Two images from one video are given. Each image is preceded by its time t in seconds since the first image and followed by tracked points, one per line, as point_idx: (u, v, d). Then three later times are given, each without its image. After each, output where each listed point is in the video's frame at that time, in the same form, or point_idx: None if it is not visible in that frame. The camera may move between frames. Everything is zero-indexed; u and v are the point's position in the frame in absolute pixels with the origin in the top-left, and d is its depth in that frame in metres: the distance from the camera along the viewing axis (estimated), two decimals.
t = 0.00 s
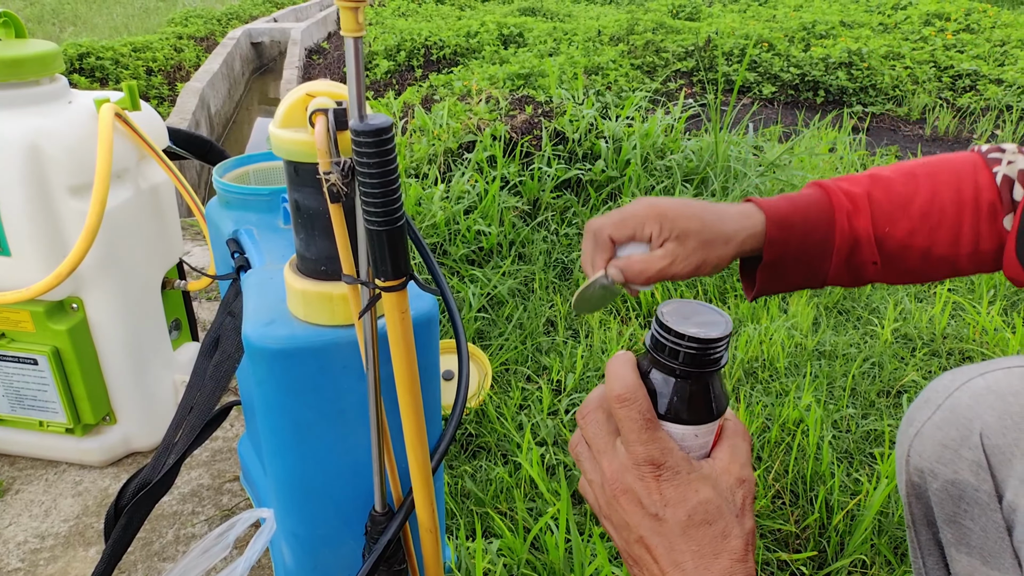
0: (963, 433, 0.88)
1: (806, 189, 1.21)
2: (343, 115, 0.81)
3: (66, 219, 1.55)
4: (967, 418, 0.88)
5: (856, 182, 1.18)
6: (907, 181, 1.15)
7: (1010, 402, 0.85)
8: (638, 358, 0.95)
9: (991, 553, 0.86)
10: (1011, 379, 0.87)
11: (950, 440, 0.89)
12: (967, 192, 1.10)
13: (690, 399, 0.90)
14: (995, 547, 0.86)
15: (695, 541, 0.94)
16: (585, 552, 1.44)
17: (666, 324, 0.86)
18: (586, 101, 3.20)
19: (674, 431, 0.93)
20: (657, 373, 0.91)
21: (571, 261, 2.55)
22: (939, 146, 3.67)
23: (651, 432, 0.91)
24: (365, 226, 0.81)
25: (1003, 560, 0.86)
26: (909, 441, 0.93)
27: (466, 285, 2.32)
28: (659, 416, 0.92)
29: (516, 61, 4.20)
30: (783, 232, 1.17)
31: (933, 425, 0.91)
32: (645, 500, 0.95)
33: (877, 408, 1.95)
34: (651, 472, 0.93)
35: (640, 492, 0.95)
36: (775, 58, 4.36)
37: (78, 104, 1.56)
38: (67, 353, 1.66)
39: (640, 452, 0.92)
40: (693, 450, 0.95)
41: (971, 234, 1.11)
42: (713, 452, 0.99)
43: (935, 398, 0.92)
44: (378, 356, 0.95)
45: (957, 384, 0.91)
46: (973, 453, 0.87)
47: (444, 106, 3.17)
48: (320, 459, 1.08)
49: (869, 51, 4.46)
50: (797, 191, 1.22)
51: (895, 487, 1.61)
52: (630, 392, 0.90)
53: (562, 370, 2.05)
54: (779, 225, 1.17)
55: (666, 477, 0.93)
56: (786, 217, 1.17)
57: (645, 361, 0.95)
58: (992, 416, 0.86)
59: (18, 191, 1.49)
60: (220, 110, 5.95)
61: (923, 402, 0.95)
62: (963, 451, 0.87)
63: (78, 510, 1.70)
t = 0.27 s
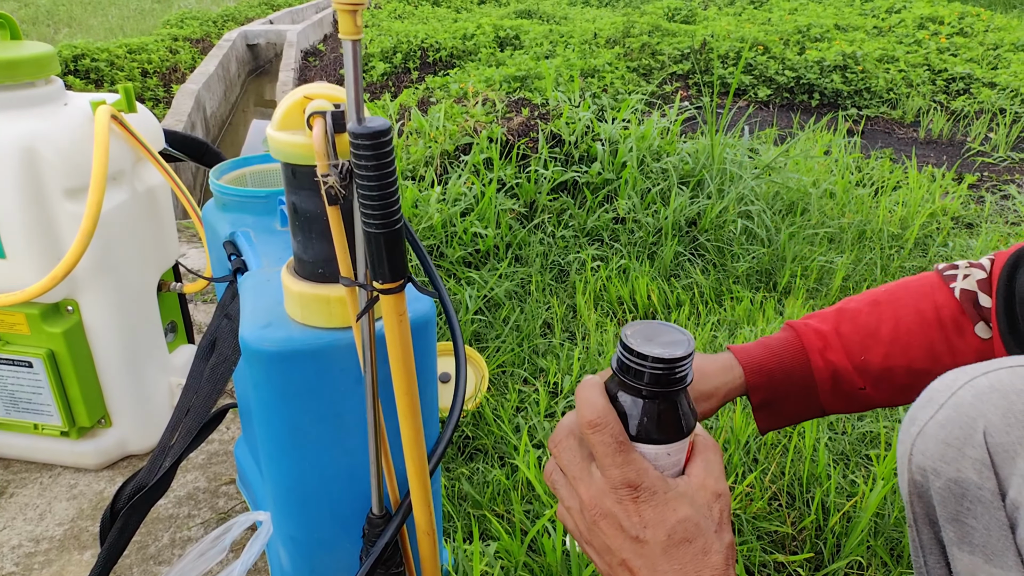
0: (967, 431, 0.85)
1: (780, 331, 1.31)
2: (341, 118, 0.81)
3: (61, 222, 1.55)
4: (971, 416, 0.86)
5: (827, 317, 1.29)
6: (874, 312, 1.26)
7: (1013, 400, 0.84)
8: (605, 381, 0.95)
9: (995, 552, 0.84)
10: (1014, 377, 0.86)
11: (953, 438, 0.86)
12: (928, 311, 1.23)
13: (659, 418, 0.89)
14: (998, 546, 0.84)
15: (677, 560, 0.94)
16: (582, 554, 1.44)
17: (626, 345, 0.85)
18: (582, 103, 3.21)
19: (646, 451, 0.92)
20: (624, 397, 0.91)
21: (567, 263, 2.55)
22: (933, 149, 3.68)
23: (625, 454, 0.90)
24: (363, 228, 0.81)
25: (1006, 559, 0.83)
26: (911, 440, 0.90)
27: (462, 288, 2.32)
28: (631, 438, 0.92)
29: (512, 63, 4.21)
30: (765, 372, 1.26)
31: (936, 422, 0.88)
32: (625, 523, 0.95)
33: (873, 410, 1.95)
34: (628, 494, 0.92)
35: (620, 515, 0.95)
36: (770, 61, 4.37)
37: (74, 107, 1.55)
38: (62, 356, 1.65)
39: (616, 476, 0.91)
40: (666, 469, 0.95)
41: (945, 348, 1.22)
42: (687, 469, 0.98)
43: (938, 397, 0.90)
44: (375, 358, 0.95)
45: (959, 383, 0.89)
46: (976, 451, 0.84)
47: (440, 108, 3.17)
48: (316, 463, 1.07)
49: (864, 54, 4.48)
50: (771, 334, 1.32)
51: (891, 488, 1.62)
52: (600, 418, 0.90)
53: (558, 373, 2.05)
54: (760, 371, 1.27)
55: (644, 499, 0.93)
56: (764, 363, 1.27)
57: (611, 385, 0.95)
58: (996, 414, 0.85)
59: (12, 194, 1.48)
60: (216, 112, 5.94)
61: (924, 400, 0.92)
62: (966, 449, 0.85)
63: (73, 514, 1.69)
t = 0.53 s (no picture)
0: (957, 429, 0.93)
1: (845, 238, 1.32)
2: (341, 119, 0.81)
3: (59, 224, 1.54)
4: (962, 415, 0.93)
5: (888, 234, 1.31)
6: (926, 238, 1.29)
7: (1001, 398, 0.91)
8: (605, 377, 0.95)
9: (986, 549, 0.89)
10: (1003, 377, 0.93)
11: (945, 437, 0.94)
12: (978, 244, 1.25)
13: (658, 413, 0.89)
14: (989, 543, 0.89)
15: (673, 552, 0.94)
16: (582, 556, 1.44)
17: (626, 340, 0.85)
18: (580, 105, 3.21)
19: (645, 445, 0.92)
20: (623, 393, 0.90)
21: (566, 265, 2.55)
22: (931, 150, 3.69)
23: (623, 448, 0.90)
24: (363, 230, 0.81)
25: (997, 556, 0.88)
26: (906, 439, 0.99)
27: (461, 289, 2.32)
28: (630, 434, 0.91)
29: (510, 65, 4.21)
30: (840, 277, 1.26)
31: (928, 422, 0.96)
32: (624, 516, 0.95)
33: (871, 411, 1.95)
34: (626, 487, 0.92)
35: (619, 508, 0.95)
36: (768, 63, 4.38)
37: (72, 108, 1.55)
38: (60, 358, 1.65)
39: (614, 469, 0.91)
40: (666, 462, 0.95)
41: (984, 286, 1.24)
42: (686, 464, 0.98)
43: (930, 397, 0.98)
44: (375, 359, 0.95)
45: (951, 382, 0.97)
46: (968, 449, 0.91)
47: (439, 110, 3.17)
48: (316, 464, 1.07)
49: (861, 56, 4.49)
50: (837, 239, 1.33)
51: (890, 490, 1.62)
52: (599, 411, 0.89)
53: (557, 374, 2.05)
54: (839, 269, 1.27)
55: (642, 492, 0.92)
56: (843, 259, 1.27)
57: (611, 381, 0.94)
58: (985, 413, 0.91)
59: (10, 195, 1.48)
60: (213, 114, 5.93)
61: (918, 402, 1.01)
62: (958, 448, 0.92)
63: (70, 516, 1.69)
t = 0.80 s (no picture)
0: (958, 439, 0.95)
1: (848, 207, 1.25)
2: (340, 124, 0.81)
3: (57, 226, 1.54)
4: (962, 425, 0.95)
5: (891, 202, 1.27)
6: (926, 205, 1.26)
7: (1002, 408, 0.93)
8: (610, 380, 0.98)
9: (986, 558, 0.91)
10: (1003, 386, 0.95)
11: (944, 446, 0.96)
12: (977, 212, 1.23)
13: (670, 409, 0.91)
14: (990, 552, 0.91)
15: (680, 556, 0.94)
16: (580, 559, 1.44)
17: (625, 342, 0.88)
18: (579, 108, 3.22)
19: (651, 445, 0.93)
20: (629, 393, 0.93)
21: (564, 267, 2.55)
22: (928, 153, 3.70)
23: (626, 448, 0.92)
24: (361, 234, 0.81)
25: (997, 565, 0.90)
26: (904, 447, 1.00)
27: (459, 292, 2.32)
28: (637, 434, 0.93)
29: (509, 67, 4.22)
30: (846, 253, 1.21)
31: (928, 431, 0.98)
32: (628, 517, 0.95)
33: (869, 414, 1.96)
34: (631, 488, 0.93)
35: (624, 510, 0.95)
36: (766, 65, 4.39)
37: (70, 110, 1.55)
38: (58, 361, 1.65)
39: (618, 471, 0.92)
40: (677, 462, 0.94)
41: (980, 255, 1.24)
42: (701, 464, 0.97)
43: (929, 405, 1.00)
44: (372, 363, 0.95)
45: (951, 391, 0.99)
46: (968, 458, 0.94)
47: (437, 112, 3.17)
48: (314, 468, 1.07)
49: (858, 58, 4.50)
50: (838, 206, 1.26)
51: (888, 492, 1.62)
52: (599, 413, 0.92)
53: (556, 377, 2.05)
54: (842, 245, 1.20)
55: (647, 493, 0.92)
56: (846, 235, 1.21)
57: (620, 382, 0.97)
58: (986, 423, 0.93)
59: (8, 198, 1.48)
60: (212, 116, 5.93)
61: (916, 410, 1.02)
62: (958, 457, 0.94)
63: (68, 519, 1.69)
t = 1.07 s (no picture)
0: (956, 438, 0.96)
1: (847, 199, 1.17)
2: (341, 127, 0.82)
3: (57, 229, 1.54)
4: (960, 424, 0.96)
5: (886, 190, 1.19)
6: (922, 192, 1.20)
7: (1000, 407, 0.94)
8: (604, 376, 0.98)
9: (983, 557, 0.91)
10: (1000, 386, 0.97)
11: (942, 445, 0.97)
12: (972, 199, 1.18)
13: (667, 402, 0.92)
14: (987, 551, 0.91)
15: (678, 551, 0.94)
16: (579, 560, 1.44)
17: (616, 336, 0.89)
18: (577, 110, 3.22)
19: (647, 439, 0.93)
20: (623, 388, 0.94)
21: (563, 270, 2.56)
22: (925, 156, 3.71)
23: (623, 443, 0.92)
24: (363, 237, 0.82)
25: (994, 564, 0.90)
26: (903, 446, 1.01)
27: (459, 294, 2.32)
28: (632, 429, 0.93)
29: (507, 70, 4.23)
30: (844, 254, 1.14)
31: (926, 430, 0.99)
32: (627, 511, 0.96)
33: (867, 416, 1.96)
34: (628, 484, 0.93)
35: (622, 504, 0.96)
36: (764, 68, 4.40)
37: (71, 113, 1.56)
38: (58, 363, 1.65)
39: (615, 465, 0.93)
40: (673, 456, 0.95)
41: (973, 241, 1.19)
42: (698, 457, 0.98)
43: (928, 404, 1.01)
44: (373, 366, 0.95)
45: (949, 391, 1.00)
46: (965, 457, 0.95)
47: (436, 115, 3.18)
48: (315, 469, 1.07)
49: (856, 61, 4.51)
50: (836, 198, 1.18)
51: (886, 494, 1.62)
52: (594, 408, 0.93)
53: (555, 379, 2.06)
54: (840, 245, 1.13)
55: (644, 488, 0.93)
56: (845, 234, 1.14)
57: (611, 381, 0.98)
58: (983, 422, 0.94)
59: (9, 201, 1.48)
60: (210, 118, 5.94)
61: (915, 409, 1.03)
62: (956, 456, 0.95)
63: (68, 522, 1.69)
